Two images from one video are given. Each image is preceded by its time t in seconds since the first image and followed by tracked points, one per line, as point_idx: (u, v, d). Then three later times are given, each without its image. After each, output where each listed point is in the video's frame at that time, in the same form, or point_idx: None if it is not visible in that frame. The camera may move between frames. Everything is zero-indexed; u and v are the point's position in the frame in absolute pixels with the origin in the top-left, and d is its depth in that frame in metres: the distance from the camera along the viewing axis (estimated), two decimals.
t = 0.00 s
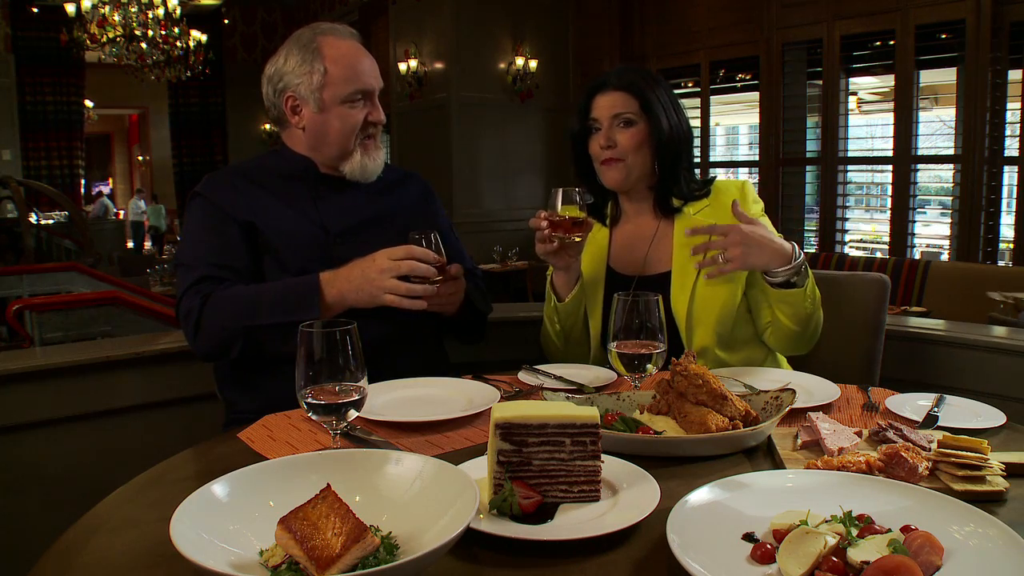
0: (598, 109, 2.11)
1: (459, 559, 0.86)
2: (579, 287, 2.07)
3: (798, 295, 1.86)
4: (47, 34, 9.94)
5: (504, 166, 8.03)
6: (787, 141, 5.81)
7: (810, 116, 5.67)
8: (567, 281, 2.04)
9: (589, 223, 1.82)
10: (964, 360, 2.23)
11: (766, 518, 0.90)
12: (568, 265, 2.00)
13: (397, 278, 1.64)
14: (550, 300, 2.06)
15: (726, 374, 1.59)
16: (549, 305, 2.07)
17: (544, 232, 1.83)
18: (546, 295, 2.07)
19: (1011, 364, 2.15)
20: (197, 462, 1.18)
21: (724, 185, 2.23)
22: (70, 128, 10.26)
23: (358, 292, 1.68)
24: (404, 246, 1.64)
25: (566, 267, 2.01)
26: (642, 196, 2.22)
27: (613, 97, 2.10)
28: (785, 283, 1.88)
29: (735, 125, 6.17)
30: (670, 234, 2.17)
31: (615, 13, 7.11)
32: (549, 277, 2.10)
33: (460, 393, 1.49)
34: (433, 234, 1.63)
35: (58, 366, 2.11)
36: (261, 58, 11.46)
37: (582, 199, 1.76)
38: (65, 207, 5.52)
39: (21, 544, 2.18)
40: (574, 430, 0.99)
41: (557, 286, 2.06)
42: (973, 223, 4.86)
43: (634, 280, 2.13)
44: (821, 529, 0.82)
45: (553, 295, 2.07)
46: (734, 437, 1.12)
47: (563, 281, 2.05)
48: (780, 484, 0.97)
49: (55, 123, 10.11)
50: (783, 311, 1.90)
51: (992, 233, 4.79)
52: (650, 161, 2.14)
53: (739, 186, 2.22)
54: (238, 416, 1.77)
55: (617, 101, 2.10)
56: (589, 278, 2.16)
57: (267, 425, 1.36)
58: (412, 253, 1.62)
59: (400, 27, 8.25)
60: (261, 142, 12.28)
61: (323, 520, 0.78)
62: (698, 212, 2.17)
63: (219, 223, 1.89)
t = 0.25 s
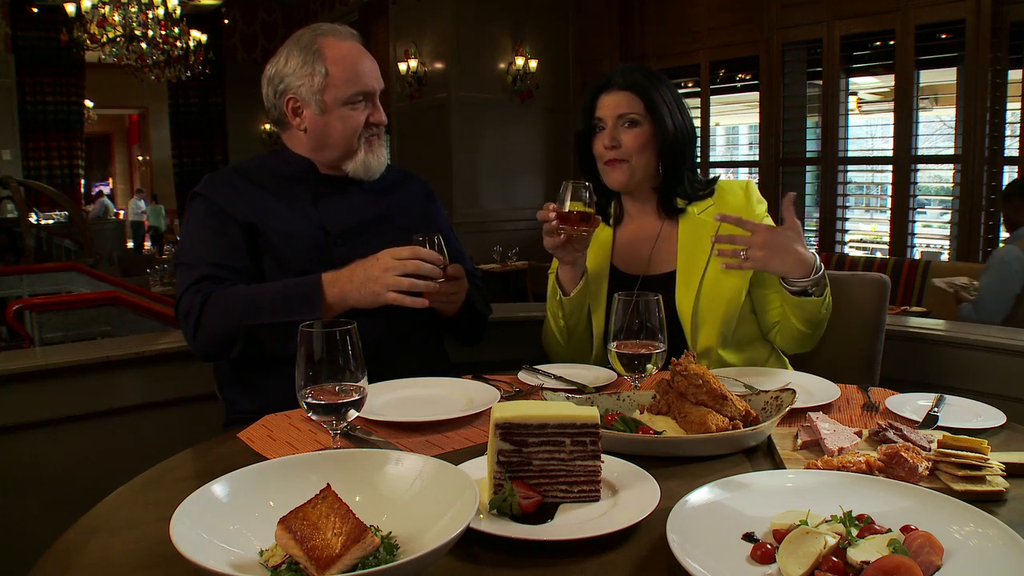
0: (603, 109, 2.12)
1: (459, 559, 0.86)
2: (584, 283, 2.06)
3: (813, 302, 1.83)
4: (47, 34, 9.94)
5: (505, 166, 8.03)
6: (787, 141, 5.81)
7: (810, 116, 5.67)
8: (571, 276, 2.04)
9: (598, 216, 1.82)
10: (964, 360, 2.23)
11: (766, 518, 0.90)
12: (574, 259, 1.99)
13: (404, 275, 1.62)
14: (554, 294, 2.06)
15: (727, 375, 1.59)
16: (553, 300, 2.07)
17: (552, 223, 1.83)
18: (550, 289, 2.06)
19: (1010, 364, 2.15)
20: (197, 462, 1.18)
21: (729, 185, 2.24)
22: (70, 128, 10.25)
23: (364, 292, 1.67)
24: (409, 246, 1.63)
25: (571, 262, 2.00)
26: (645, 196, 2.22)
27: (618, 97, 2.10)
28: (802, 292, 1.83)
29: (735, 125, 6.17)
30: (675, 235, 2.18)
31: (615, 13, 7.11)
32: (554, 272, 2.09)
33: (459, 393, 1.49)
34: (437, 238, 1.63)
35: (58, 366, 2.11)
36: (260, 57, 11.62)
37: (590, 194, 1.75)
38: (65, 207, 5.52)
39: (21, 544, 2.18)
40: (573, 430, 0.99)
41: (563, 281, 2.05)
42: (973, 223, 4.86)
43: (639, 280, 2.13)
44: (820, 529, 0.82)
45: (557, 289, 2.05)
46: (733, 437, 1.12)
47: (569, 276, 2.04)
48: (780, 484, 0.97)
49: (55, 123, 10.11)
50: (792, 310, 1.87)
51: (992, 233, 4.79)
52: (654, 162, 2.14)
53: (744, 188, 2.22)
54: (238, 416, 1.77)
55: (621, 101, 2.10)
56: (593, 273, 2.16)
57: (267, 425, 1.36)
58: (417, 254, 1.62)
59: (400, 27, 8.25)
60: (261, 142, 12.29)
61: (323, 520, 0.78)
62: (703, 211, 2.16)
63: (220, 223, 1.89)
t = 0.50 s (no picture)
0: (602, 113, 2.12)
1: (459, 559, 0.86)
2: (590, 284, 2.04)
3: (813, 306, 1.82)
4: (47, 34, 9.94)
5: (505, 166, 8.03)
6: (787, 141, 5.81)
7: (810, 116, 5.67)
8: (576, 278, 2.01)
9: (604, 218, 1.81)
10: (964, 360, 2.23)
11: (766, 518, 0.90)
12: (579, 261, 1.97)
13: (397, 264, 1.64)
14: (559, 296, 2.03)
15: (727, 374, 1.59)
16: (558, 301, 2.05)
17: (558, 227, 1.81)
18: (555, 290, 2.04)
19: (1010, 364, 2.15)
20: (197, 462, 1.18)
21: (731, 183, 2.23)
22: (70, 128, 10.24)
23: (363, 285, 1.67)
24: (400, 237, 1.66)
25: (576, 263, 1.98)
26: (646, 198, 2.22)
27: (616, 101, 2.10)
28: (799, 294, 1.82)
29: (735, 125, 6.17)
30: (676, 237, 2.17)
31: (615, 13, 7.12)
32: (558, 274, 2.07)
33: (460, 393, 1.49)
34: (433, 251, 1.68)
35: (58, 366, 2.11)
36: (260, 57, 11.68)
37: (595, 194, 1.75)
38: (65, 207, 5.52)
39: (21, 544, 2.18)
40: (573, 430, 0.99)
41: (569, 282, 2.02)
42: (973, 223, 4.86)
43: (642, 280, 2.13)
44: (820, 529, 0.82)
45: (562, 290, 2.03)
46: (734, 437, 1.12)
47: (574, 277, 2.01)
48: (779, 484, 0.97)
49: (55, 123, 10.11)
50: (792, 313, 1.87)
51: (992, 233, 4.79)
52: (654, 165, 2.14)
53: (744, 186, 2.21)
54: (238, 416, 1.77)
55: (621, 105, 2.10)
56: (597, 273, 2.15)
57: (267, 425, 1.36)
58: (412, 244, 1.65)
59: (400, 27, 8.25)
60: (261, 142, 12.29)
61: (323, 520, 0.78)
62: (705, 211, 2.16)
63: (220, 224, 1.89)
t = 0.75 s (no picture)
0: (603, 114, 2.12)
1: (459, 559, 0.86)
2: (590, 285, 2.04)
3: (812, 307, 1.83)
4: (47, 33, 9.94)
5: (505, 165, 8.03)
6: (787, 141, 5.81)
7: (810, 116, 5.68)
8: (577, 278, 2.01)
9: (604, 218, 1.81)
10: (964, 360, 2.23)
11: (766, 518, 0.90)
12: (579, 261, 1.97)
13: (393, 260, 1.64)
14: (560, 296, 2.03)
15: (728, 374, 1.59)
16: (559, 301, 2.05)
17: (559, 228, 1.81)
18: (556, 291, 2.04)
19: (1010, 364, 2.15)
20: (197, 462, 1.18)
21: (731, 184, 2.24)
22: (70, 128, 10.25)
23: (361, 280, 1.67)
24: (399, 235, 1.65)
25: (577, 263, 1.98)
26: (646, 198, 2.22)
27: (618, 101, 2.10)
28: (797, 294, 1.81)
29: (735, 125, 6.17)
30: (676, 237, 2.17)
31: (615, 13, 7.12)
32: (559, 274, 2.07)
33: (460, 393, 1.49)
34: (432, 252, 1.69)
35: (58, 366, 2.11)
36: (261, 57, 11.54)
37: (596, 195, 1.75)
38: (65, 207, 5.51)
39: (21, 543, 2.18)
40: (574, 430, 0.99)
41: (569, 283, 2.02)
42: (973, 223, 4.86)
43: (642, 280, 2.13)
44: (820, 529, 0.82)
45: (563, 290, 2.03)
46: (734, 437, 1.12)
47: (574, 278, 2.01)
48: (779, 484, 0.97)
49: (55, 123, 10.10)
50: (790, 313, 1.87)
51: (992, 233, 4.79)
52: (655, 164, 2.14)
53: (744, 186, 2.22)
54: (238, 415, 1.77)
55: (622, 105, 2.10)
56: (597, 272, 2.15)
57: (267, 425, 1.35)
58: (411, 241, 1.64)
59: (400, 27, 8.25)
60: (262, 142, 12.30)
61: (323, 520, 0.78)
62: (706, 211, 2.16)
63: (220, 224, 1.89)
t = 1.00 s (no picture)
0: (609, 111, 2.10)
1: (459, 559, 0.86)
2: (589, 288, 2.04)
3: (801, 307, 1.86)
4: (47, 33, 9.94)
5: (505, 165, 8.03)
6: (787, 141, 5.81)
7: (810, 116, 5.68)
8: (577, 282, 2.01)
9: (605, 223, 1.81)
10: (964, 360, 2.23)
11: (766, 518, 0.90)
12: (578, 265, 1.97)
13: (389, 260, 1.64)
14: (560, 301, 2.03)
15: (728, 374, 1.58)
16: (558, 304, 2.04)
17: (559, 232, 1.81)
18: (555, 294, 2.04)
19: (1010, 364, 2.15)
20: (197, 462, 1.18)
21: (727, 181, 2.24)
22: (70, 128, 10.25)
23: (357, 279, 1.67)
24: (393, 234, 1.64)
25: (576, 267, 1.98)
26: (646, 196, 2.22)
27: (624, 100, 2.08)
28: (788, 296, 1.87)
29: (735, 125, 6.17)
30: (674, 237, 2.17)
31: (615, 13, 7.12)
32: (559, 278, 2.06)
33: (460, 393, 1.49)
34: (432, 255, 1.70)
35: (58, 366, 2.11)
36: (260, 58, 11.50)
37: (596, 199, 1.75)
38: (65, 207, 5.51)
39: (21, 544, 2.18)
40: (573, 430, 0.99)
41: (569, 286, 2.02)
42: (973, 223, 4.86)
43: (642, 280, 2.14)
44: (820, 529, 0.82)
45: (562, 295, 2.03)
46: (734, 437, 1.12)
47: (574, 281, 2.01)
48: (779, 484, 0.97)
49: (55, 123, 10.10)
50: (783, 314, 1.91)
51: (992, 233, 4.80)
52: (658, 163, 2.14)
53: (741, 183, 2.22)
54: (238, 416, 1.77)
55: (627, 104, 2.08)
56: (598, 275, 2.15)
57: (267, 425, 1.36)
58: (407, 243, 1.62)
59: (400, 27, 8.25)
60: (262, 142, 12.30)
61: (323, 520, 0.78)
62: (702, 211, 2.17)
63: (219, 225, 1.89)
